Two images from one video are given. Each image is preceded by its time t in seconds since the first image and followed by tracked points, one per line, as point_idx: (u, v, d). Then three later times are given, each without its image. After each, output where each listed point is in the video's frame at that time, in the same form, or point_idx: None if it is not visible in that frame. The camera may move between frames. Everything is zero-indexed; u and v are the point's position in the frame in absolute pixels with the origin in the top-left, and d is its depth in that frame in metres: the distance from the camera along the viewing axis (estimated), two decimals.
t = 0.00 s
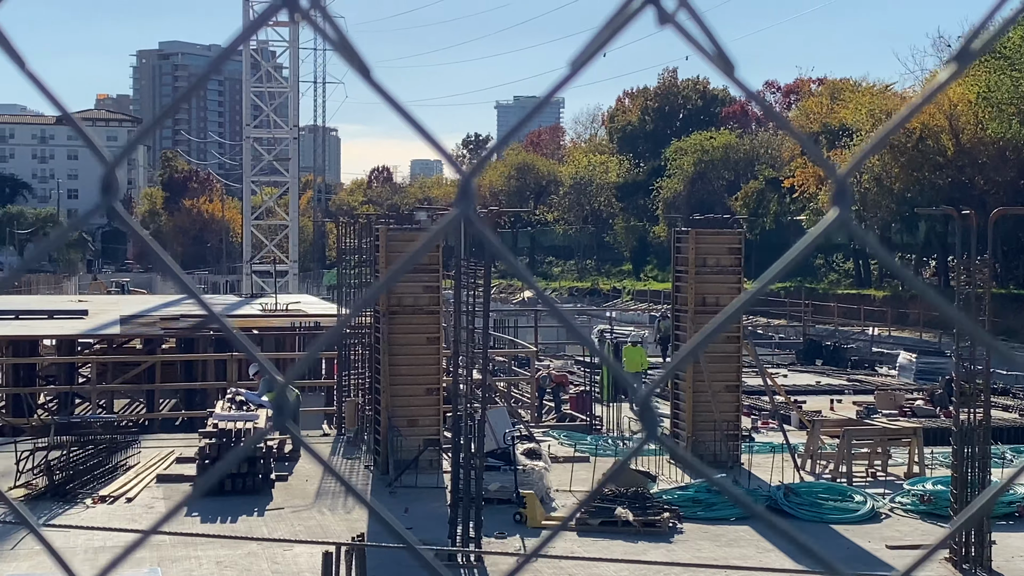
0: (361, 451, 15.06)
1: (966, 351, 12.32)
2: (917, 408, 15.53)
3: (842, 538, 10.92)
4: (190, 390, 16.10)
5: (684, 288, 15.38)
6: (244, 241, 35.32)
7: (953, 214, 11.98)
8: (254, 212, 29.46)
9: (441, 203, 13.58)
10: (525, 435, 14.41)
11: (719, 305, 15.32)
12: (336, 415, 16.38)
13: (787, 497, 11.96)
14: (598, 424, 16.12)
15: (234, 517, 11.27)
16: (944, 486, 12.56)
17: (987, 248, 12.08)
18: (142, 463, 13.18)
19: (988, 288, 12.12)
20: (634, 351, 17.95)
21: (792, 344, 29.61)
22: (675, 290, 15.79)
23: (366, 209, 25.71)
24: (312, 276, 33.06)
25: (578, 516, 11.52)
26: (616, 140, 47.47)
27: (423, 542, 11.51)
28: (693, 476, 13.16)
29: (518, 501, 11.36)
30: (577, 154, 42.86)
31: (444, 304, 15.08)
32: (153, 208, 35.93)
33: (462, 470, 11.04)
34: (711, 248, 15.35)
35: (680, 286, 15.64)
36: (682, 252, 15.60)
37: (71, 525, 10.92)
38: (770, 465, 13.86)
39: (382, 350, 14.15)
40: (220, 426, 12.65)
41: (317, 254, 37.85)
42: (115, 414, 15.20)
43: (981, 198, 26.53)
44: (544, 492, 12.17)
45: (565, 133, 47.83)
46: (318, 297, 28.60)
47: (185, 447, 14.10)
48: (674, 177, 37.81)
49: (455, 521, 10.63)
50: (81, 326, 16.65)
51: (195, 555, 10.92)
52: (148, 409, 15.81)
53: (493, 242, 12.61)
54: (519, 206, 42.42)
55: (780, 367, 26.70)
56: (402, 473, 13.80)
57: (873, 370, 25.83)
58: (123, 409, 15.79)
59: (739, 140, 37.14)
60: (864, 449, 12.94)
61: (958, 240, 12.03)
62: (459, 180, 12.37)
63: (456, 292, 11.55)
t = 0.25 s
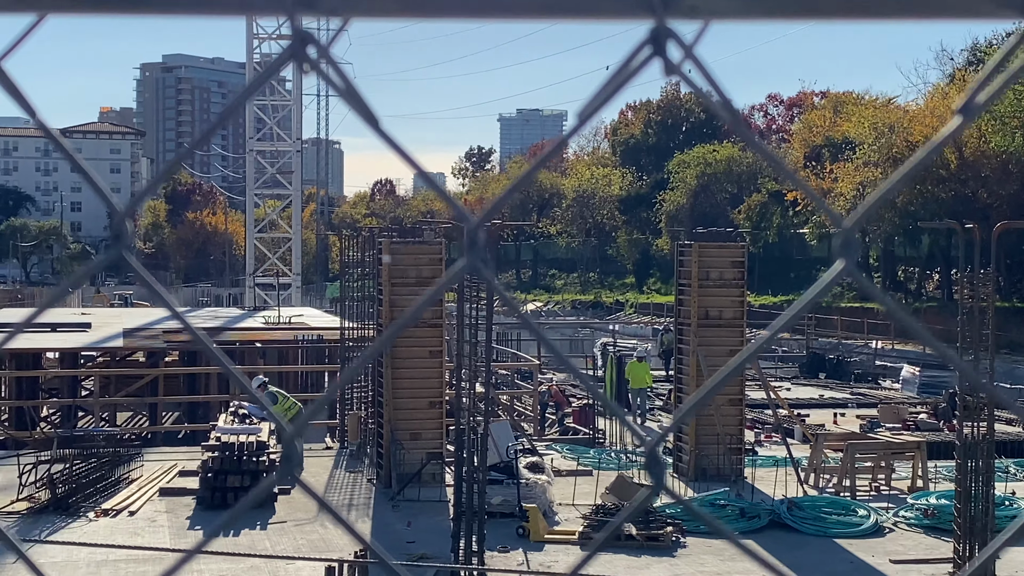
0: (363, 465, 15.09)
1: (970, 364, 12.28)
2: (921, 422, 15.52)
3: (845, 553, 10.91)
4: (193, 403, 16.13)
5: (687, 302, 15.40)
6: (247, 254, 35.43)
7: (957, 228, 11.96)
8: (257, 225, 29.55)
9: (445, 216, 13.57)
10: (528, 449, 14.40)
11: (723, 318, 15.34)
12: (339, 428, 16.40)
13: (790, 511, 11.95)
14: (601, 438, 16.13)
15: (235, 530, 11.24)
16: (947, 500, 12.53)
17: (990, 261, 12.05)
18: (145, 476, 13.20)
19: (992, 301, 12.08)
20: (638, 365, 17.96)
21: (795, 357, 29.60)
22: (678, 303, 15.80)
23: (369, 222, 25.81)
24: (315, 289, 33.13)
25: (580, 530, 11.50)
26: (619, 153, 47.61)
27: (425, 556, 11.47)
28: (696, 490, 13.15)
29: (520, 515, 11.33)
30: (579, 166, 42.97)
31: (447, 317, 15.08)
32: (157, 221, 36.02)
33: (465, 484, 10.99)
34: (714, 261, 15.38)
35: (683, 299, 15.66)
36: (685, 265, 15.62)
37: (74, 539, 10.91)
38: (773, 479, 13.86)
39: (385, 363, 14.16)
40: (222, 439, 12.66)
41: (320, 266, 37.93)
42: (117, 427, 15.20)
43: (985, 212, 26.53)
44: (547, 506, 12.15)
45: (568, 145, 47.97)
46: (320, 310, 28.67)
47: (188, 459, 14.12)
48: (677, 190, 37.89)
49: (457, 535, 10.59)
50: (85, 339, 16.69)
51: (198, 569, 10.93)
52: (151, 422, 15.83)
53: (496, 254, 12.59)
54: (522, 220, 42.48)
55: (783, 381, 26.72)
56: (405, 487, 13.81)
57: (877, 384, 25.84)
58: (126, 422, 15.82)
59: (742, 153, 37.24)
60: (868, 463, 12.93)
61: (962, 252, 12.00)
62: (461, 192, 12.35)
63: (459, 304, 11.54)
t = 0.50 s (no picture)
0: (366, 477, 15.10)
1: (974, 377, 12.25)
2: (924, 435, 15.53)
3: (848, 567, 10.89)
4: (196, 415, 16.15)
5: (691, 315, 15.42)
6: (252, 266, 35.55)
7: (961, 241, 11.93)
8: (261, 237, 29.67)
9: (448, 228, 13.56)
10: (531, 462, 14.43)
11: (726, 331, 15.34)
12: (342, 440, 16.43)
13: (794, 525, 11.93)
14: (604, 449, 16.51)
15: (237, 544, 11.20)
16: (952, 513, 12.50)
17: (994, 274, 12.03)
18: (147, 489, 13.20)
19: (996, 314, 12.03)
20: (643, 378, 17.97)
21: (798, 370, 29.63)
22: (681, 316, 15.81)
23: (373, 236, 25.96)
24: (319, 300, 33.24)
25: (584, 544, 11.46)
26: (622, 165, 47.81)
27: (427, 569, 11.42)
28: (700, 504, 13.13)
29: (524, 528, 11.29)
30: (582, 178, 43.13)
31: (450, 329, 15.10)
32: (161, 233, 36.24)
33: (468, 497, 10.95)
34: (718, 274, 15.39)
35: (686, 312, 15.67)
36: (688, 278, 15.64)
37: (75, 552, 10.85)
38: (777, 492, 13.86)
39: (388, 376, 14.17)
40: (225, 451, 12.66)
41: (323, 277, 38.08)
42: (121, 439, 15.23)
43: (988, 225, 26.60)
44: (551, 519, 12.13)
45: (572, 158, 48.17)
46: (323, 323, 28.78)
47: (191, 472, 14.14)
48: (680, 202, 38.04)
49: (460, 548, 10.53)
50: (88, 351, 16.72)
51: None
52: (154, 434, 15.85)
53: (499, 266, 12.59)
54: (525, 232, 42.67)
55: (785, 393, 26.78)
56: (408, 500, 13.79)
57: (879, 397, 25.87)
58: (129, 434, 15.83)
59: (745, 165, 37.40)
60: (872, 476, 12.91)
61: (966, 265, 11.98)
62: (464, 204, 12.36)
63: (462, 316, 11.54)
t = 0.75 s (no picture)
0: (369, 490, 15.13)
1: (977, 390, 12.24)
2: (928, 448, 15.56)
3: None
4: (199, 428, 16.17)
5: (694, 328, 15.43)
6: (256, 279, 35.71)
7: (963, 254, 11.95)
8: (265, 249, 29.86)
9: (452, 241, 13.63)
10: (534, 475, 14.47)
11: (730, 344, 15.32)
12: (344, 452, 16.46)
13: (797, 538, 11.91)
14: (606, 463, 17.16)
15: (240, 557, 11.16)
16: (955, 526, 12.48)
17: (997, 287, 12.04)
18: (150, 502, 13.22)
19: (999, 326, 12.02)
20: (647, 393, 18.02)
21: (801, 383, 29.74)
22: (685, 329, 15.82)
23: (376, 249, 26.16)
24: (323, 312, 33.39)
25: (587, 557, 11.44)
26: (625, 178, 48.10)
27: None
28: (703, 517, 13.13)
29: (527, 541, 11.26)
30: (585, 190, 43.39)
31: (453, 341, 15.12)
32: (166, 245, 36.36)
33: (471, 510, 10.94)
34: (721, 287, 15.41)
35: (690, 324, 15.68)
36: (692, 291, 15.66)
37: (78, 565, 10.86)
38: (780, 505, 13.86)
39: (391, 389, 14.20)
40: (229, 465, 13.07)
41: (326, 289, 38.27)
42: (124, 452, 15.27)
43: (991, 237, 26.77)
44: (554, 532, 12.12)
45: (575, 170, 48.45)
46: (327, 335, 28.94)
47: (194, 485, 14.16)
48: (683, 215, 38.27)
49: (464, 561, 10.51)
50: (92, 364, 16.76)
51: None
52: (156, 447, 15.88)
53: (502, 278, 12.61)
54: (528, 245, 42.85)
55: (788, 406, 26.90)
56: (411, 512, 13.79)
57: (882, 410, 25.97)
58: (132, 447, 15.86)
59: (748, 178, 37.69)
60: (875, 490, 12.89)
61: (968, 278, 11.99)
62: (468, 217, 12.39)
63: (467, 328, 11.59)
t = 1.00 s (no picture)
0: (372, 502, 15.21)
1: (980, 403, 12.23)
2: (932, 461, 15.63)
3: None
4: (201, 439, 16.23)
5: (698, 341, 15.45)
6: (260, 290, 35.87)
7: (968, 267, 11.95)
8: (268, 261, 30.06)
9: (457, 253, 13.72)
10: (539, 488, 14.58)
11: (734, 356, 15.31)
12: (348, 465, 16.53)
13: (801, 551, 11.90)
14: (610, 475, 17.42)
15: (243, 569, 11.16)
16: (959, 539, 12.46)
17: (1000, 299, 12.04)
18: (152, 514, 13.25)
19: (1003, 339, 12.00)
20: (652, 405, 18.08)
21: (805, 395, 29.83)
22: (688, 341, 15.83)
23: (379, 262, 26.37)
24: (326, 324, 33.53)
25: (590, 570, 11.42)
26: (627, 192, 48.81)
27: None
28: (707, 531, 13.13)
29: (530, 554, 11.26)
30: (588, 202, 43.61)
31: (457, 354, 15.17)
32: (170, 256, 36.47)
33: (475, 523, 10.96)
34: (724, 299, 15.43)
35: (694, 337, 15.69)
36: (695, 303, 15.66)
37: None
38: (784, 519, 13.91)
39: (394, 402, 14.23)
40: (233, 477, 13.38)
41: (330, 300, 38.46)
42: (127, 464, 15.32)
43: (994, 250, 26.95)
44: (557, 544, 12.12)
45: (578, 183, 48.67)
46: (329, 347, 29.11)
47: (196, 497, 14.21)
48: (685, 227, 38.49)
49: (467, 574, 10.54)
50: (95, 376, 16.81)
51: None
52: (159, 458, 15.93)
53: (506, 290, 12.63)
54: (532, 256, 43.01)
55: (791, 418, 27.06)
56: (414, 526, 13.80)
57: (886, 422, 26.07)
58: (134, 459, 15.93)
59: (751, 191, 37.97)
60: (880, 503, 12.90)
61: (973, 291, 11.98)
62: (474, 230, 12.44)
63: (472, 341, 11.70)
